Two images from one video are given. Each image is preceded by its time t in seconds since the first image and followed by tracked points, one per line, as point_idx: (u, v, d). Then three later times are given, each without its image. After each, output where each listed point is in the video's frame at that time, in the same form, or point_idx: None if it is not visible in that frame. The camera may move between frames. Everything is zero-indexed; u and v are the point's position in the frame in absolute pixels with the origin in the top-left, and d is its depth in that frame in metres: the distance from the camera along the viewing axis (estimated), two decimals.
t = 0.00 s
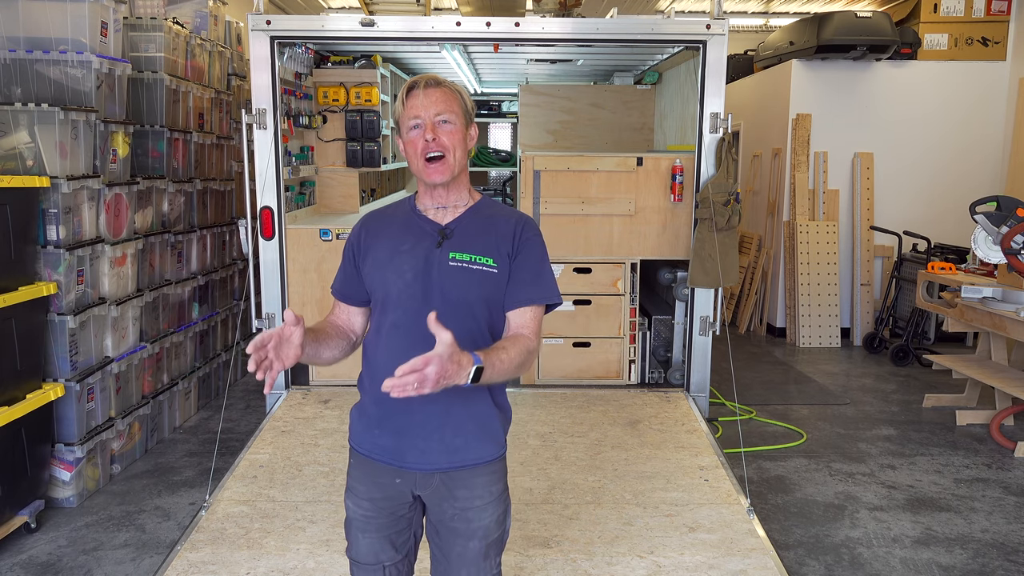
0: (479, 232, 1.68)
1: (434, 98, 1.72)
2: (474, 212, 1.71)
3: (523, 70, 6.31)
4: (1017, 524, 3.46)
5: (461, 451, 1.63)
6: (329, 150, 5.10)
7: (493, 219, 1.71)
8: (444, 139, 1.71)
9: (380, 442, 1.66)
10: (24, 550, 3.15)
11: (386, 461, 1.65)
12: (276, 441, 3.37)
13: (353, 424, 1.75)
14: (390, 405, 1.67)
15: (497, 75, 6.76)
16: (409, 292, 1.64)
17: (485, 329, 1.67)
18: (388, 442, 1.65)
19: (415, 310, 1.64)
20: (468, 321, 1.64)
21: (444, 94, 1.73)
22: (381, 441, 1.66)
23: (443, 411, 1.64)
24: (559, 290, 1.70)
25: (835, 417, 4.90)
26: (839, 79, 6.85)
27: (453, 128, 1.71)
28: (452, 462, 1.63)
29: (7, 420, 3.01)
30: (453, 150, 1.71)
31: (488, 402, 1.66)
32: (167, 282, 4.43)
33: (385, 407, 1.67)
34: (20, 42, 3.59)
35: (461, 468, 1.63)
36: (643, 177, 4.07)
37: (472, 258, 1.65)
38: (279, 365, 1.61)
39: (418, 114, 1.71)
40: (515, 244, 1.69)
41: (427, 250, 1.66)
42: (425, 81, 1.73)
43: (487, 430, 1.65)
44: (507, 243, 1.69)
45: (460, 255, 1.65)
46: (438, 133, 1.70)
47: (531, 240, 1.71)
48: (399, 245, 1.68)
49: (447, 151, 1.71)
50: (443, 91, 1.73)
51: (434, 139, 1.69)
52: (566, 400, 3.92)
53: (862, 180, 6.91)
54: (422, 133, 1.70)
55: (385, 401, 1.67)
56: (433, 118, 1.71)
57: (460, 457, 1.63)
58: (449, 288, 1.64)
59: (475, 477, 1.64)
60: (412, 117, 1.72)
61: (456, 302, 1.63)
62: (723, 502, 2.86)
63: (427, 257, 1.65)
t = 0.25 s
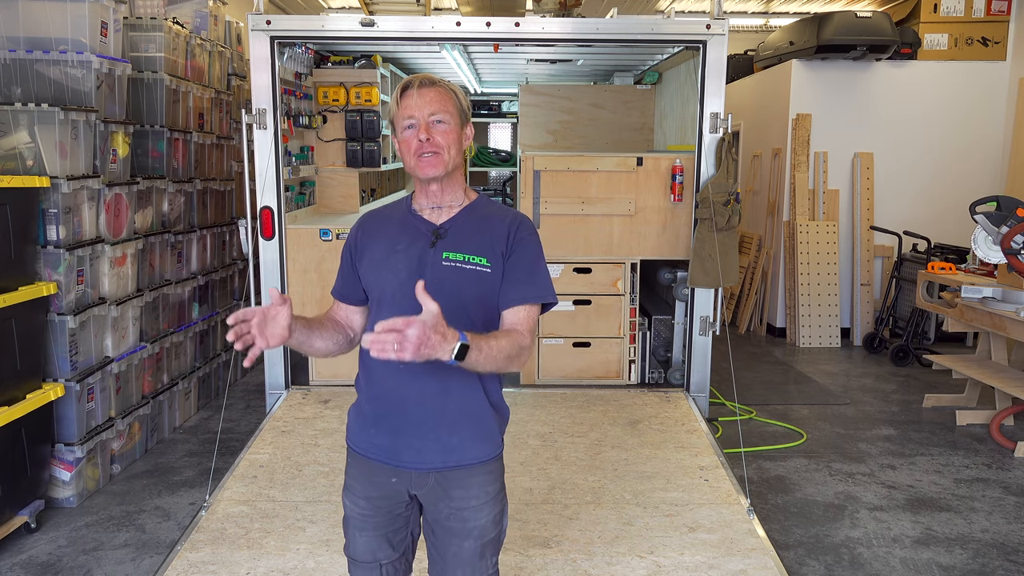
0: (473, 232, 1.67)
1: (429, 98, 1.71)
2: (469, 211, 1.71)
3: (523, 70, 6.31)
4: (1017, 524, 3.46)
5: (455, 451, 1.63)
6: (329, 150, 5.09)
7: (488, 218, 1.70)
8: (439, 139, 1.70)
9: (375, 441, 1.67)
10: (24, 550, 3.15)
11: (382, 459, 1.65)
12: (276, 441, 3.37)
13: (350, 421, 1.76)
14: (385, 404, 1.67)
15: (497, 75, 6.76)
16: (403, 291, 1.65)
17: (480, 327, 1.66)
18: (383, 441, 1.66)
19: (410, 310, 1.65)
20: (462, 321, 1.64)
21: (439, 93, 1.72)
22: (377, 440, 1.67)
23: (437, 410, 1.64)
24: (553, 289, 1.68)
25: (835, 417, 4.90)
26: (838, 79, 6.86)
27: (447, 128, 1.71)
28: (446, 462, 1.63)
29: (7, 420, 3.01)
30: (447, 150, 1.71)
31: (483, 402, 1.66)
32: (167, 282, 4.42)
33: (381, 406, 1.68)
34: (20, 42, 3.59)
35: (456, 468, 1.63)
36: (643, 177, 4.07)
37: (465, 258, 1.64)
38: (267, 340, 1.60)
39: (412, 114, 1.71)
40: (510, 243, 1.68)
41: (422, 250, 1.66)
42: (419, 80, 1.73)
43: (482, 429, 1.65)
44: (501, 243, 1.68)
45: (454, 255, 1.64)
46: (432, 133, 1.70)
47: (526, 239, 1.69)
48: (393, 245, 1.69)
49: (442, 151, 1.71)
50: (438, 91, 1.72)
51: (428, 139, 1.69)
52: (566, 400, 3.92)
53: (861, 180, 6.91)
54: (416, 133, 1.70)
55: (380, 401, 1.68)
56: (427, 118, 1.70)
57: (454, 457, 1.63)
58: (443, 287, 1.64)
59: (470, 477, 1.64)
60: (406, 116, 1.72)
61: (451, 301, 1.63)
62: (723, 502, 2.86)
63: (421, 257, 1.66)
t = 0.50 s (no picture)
0: (470, 233, 1.67)
1: (427, 99, 1.71)
2: (467, 211, 1.70)
3: (523, 70, 6.31)
4: (1017, 524, 3.46)
5: (454, 451, 1.63)
6: (329, 150, 5.10)
7: (485, 218, 1.70)
8: (437, 140, 1.70)
9: (374, 441, 1.67)
10: (24, 550, 3.15)
11: (381, 459, 1.66)
12: (276, 441, 3.37)
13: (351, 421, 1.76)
14: (384, 405, 1.67)
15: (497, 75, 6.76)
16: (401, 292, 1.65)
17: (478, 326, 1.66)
18: (382, 441, 1.66)
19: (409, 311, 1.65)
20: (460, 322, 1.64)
21: (437, 94, 1.72)
22: (376, 440, 1.67)
23: (436, 410, 1.64)
24: (551, 289, 1.68)
25: (835, 417, 4.90)
26: (838, 79, 6.86)
27: (445, 129, 1.71)
28: (444, 461, 1.63)
29: (7, 420, 3.01)
30: (445, 151, 1.71)
31: (481, 403, 1.65)
32: (167, 282, 4.43)
33: (380, 406, 1.68)
34: (20, 42, 3.59)
35: (455, 469, 1.63)
36: (643, 178, 4.07)
37: (462, 258, 1.64)
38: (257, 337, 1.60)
39: (410, 115, 1.71)
40: (507, 243, 1.68)
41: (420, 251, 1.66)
42: (417, 81, 1.73)
43: (481, 429, 1.65)
44: (498, 243, 1.67)
45: (451, 255, 1.64)
46: (430, 134, 1.70)
47: (523, 239, 1.69)
48: (391, 245, 1.69)
49: (440, 152, 1.71)
50: (436, 92, 1.72)
51: (425, 140, 1.69)
52: (566, 400, 3.92)
53: (862, 180, 6.91)
54: (414, 134, 1.70)
55: (379, 401, 1.68)
56: (425, 119, 1.71)
57: (453, 456, 1.63)
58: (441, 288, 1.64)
59: (469, 477, 1.64)
60: (405, 116, 1.72)
61: (449, 301, 1.64)
62: (723, 502, 2.86)
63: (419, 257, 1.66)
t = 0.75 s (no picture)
0: (471, 235, 1.67)
1: (431, 98, 1.71)
2: (468, 213, 1.71)
3: (523, 70, 6.31)
4: (1017, 524, 3.46)
5: (454, 451, 1.63)
6: (329, 150, 5.10)
7: (487, 219, 1.70)
8: (439, 140, 1.70)
9: (375, 441, 1.67)
10: (24, 550, 3.15)
11: (382, 460, 1.66)
12: (276, 441, 3.37)
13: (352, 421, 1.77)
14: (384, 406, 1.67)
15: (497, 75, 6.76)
16: (402, 294, 1.65)
17: (478, 329, 1.67)
18: (382, 441, 1.66)
19: (409, 312, 1.65)
20: (462, 324, 1.65)
21: (441, 94, 1.72)
22: (377, 440, 1.67)
23: (436, 412, 1.64)
24: (552, 291, 1.68)
25: (835, 417, 4.90)
26: (838, 79, 6.86)
27: (448, 129, 1.71)
28: (445, 462, 1.63)
29: (7, 420, 3.01)
30: (447, 152, 1.71)
31: (482, 404, 1.66)
32: (167, 282, 4.43)
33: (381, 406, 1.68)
34: (20, 42, 3.59)
35: (455, 469, 1.63)
36: (643, 177, 4.07)
37: (464, 260, 1.64)
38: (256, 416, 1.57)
39: (413, 114, 1.71)
40: (508, 246, 1.68)
41: (420, 252, 1.66)
42: (422, 79, 1.73)
43: (481, 429, 1.65)
44: (500, 245, 1.67)
45: (453, 257, 1.64)
46: (433, 133, 1.70)
47: (523, 242, 1.69)
48: (392, 246, 1.69)
49: (442, 152, 1.71)
50: (440, 91, 1.72)
51: (428, 140, 1.69)
52: (566, 400, 3.92)
53: (862, 181, 6.91)
54: (417, 134, 1.70)
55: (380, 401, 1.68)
56: (429, 118, 1.71)
57: (453, 457, 1.63)
58: (442, 290, 1.64)
59: (470, 477, 1.64)
60: (408, 116, 1.72)
61: (450, 305, 1.64)
62: (723, 502, 2.86)
63: (420, 258, 1.65)
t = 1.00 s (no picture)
0: (473, 237, 1.67)
1: (430, 98, 1.71)
2: (468, 213, 1.70)
3: (524, 70, 6.31)
4: (1017, 524, 3.46)
5: (457, 452, 1.63)
6: (329, 150, 5.10)
7: (488, 221, 1.70)
8: (439, 141, 1.70)
9: (377, 442, 1.67)
10: (24, 550, 3.15)
11: (384, 460, 1.65)
12: (276, 441, 3.37)
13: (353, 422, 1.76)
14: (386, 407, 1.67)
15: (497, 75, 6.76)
16: (404, 297, 1.64)
17: (482, 331, 1.67)
18: (385, 443, 1.66)
19: (412, 315, 1.65)
20: (464, 327, 1.65)
21: (439, 94, 1.72)
22: (379, 441, 1.67)
23: (439, 414, 1.64)
24: (556, 292, 1.69)
25: (835, 417, 4.90)
26: (839, 79, 6.86)
27: (447, 130, 1.71)
28: (449, 462, 1.63)
29: (7, 420, 3.01)
30: (447, 152, 1.71)
31: (484, 405, 1.66)
32: (167, 282, 4.43)
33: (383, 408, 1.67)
34: (20, 42, 3.59)
35: (459, 469, 1.63)
36: (643, 177, 4.07)
37: (467, 263, 1.64)
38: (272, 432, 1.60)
39: (412, 114, 1.71)
40: (510, 248, 1.68)
41: (422, 255, 1.65)
42: (420, 80, 1.73)
43: (484, 429, 1.66)
44: (502, 248, 1.68)
45: (456, 260, 1.64)
46: (432, 134, 1.70)
47: (526, 244, 1.70)
48: (393, 248, 1.68)
49: (441, 153, 1.71)
50: (439, 91, 1.72)
51: (427, 140, 1.70)
52: (566, 400, 3.92)
53: (862, 181, 6.91)
54: (416, 134, 1.70)
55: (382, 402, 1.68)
56: (428, 119, 1.70)
57: (457, 457, 1.63)
58: (445, 293, 1.64)
59: (473, 476, 1.64)
60: (406, 118, 1.72)
61: (453, 308, 1.64)
62: (723, 502, 2.86)
63: (422, 261, 1.65)
